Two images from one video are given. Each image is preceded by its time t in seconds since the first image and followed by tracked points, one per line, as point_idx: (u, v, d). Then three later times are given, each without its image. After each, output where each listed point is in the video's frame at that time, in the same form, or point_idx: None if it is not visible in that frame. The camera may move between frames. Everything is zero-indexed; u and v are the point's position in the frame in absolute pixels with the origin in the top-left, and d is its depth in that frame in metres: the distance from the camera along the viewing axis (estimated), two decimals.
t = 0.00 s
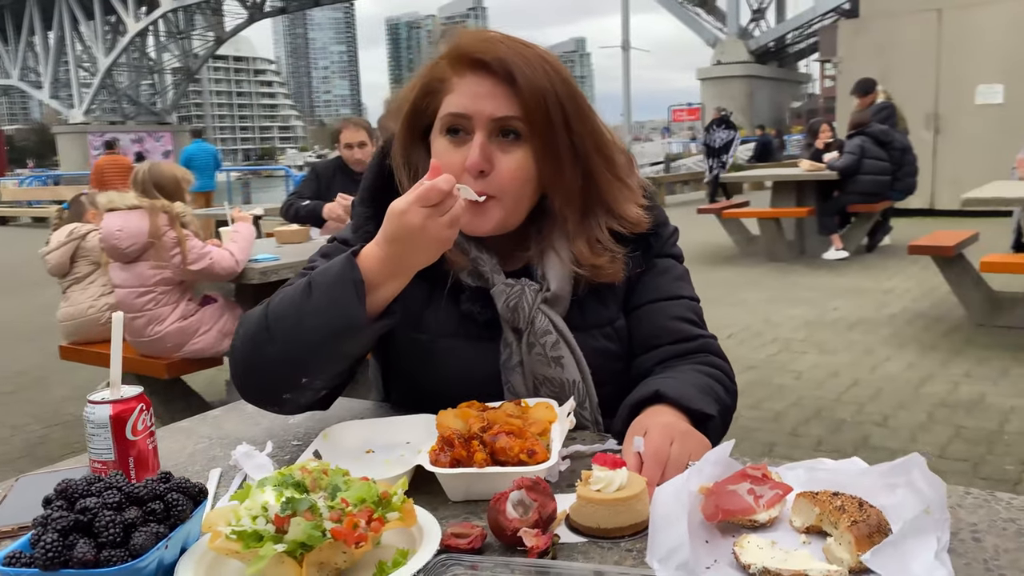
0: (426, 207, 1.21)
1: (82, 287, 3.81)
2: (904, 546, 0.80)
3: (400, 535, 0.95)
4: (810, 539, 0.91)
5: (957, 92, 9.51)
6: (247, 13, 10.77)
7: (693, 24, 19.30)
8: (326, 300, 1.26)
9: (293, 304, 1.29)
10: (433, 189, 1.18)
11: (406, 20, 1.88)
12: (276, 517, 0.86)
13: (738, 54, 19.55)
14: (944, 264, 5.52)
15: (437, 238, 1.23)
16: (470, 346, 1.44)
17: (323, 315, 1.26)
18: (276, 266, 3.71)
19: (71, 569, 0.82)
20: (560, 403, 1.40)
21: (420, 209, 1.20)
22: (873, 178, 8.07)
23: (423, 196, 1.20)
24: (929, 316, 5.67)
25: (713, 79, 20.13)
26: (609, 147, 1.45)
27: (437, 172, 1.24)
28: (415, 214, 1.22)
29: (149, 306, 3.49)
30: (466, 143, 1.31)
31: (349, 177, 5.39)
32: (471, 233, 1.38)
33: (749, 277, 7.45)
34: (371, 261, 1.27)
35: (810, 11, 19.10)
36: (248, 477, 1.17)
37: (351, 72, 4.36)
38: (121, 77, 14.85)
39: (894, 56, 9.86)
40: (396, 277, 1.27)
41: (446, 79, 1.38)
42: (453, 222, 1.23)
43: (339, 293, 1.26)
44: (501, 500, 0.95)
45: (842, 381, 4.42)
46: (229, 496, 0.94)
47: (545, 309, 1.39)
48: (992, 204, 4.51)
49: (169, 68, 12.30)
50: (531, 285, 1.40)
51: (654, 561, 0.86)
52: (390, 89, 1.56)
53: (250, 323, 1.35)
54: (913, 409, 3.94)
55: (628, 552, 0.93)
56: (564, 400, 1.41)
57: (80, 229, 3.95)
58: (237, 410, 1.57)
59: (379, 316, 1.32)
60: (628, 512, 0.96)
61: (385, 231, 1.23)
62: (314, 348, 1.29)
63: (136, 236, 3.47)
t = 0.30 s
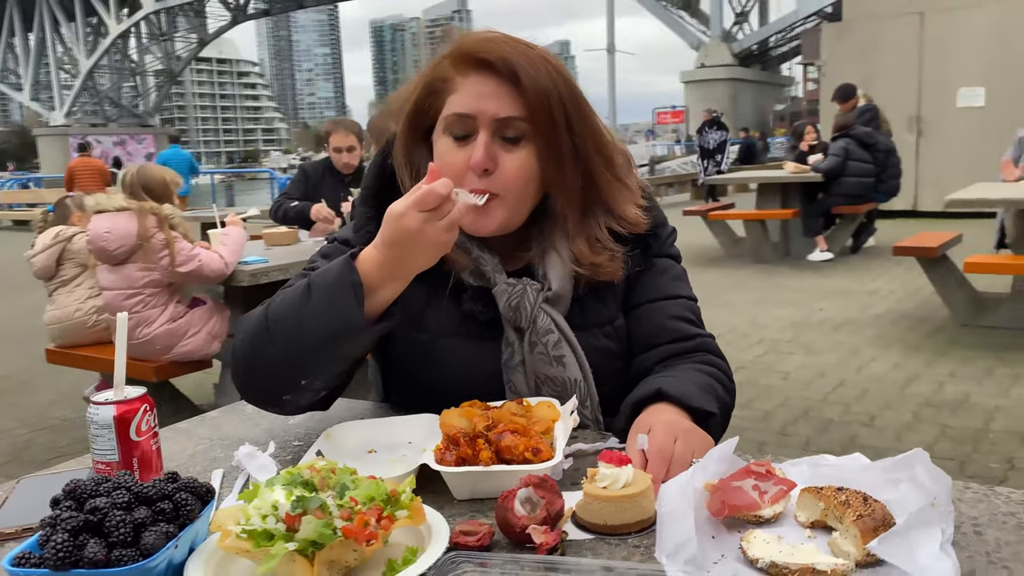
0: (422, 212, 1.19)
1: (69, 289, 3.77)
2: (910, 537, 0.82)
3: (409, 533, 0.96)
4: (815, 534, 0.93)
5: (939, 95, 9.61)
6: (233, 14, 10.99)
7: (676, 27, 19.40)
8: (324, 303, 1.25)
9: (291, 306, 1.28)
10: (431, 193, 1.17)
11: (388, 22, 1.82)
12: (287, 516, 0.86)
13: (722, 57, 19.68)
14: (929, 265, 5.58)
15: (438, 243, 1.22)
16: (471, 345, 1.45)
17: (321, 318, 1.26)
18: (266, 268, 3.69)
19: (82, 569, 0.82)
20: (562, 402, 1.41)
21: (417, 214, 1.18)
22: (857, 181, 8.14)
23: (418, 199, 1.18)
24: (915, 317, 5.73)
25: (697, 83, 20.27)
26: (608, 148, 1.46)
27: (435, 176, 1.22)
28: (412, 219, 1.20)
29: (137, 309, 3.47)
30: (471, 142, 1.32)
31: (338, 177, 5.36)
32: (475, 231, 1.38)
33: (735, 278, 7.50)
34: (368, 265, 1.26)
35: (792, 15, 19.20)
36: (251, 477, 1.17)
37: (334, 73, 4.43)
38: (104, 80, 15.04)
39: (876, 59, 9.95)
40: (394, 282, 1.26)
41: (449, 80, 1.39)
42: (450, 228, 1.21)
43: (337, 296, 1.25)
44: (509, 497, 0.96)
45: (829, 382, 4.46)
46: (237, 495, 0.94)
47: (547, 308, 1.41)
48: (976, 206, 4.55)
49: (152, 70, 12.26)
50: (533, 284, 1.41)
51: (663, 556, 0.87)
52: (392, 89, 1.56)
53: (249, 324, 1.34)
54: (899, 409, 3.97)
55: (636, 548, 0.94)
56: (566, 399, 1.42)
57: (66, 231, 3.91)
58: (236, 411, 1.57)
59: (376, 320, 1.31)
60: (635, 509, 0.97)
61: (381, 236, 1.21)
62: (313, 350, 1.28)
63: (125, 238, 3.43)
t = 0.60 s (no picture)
0: (385, 244, 1.18)
1: (59, 290, 3.75)
2: (917, 529, 0.83)
3: (418, 530, 0.96)
4: (823, 528, 0.93)
5: (927, 96, 9.67)
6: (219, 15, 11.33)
7: (665, 29, 19.44)
8: (307, 324, 1.25)
9: (278, 322, 1.28)
10: (389, 227, 1.16)
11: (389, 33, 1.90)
12: (298, 513, 0.86)
13: (710, 59, 19.71)
14: (918, 266, 5.62)
15: (407, 281, 1.22)
16: (475, 342, 1.46)
17: (303, 340, 1.25)
18: (259, 270, 3.68)
19: (93, 566, 0.81)
20: (565, 398, 1.43)
21: (379, 246, 1.17)
22: (846, 181, 8.19)
23: (379, 230, 1.16)
24: (904, 317, 5.77)
25: (685, 85, 20.32)
26: (612, 146, 1.47)
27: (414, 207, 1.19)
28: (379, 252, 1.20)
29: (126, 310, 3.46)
30: (480, 138, 1.34)
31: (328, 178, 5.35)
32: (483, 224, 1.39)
33: (725, 279, 7.52)
34: (351, 290, 1.26)
35: (779, 18, 19.25)
36: (256, 475, 1.17)
37: (322, 77, 4.52)
38: (89, 81, 15.13)
39: (865, 61, 9.99)
40: (373, 309, 1.26)
41: (457, 75, 1.40)
42: (416, 265, 1.18)
43: (317, 323, 1.24)
44: (519, 494, 0.97)
45: (820, 382, 4.48)
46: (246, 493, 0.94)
47: (550, 305, 1.42)
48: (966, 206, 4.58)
49: (139, 72, 12.21)
50: (537, 282, 1.43)
51: (673, 550, 0.88)
52: (395, 87, 1.57)
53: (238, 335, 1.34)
54: (890, 408, 4.00)
55: (645, 542, 0.94)
56: (569, 395, 1.44)
57: (56, 232, 3.89)
58: (236, 411, 1.56)
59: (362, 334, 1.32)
60: (643, 504, 0.97)
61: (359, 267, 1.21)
62: (295, 368, 1.27)
63: (111, 238, 3.42)
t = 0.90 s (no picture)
0: (382, 249, 1.16)
1: (54, 293, 3.73)
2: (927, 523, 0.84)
3: (428, 527, 0.96)
4: (832, 524, 0.94)
5: (919, 98, 9.71)
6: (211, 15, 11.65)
7: (658, 31, 19.45)
8: (309, 327, 1.24)
9: (283, 326, 1.27)
10: (386, 230, 1.14)
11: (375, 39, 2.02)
12: (310, 510, 0.86)
13: (702, 61, 19.71)
14: (912, 267, 5.65)
15: (405, 286, 1.19)
16: (479, 340, 1.47)
17: (306, 345, 1.24)
18: (255, 271, 3.67)
19: (106, 565, 0.81)
20: (571, 397, 1.44)
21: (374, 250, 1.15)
22: (838, 180, 8.21)
23: (375, 233, 1.15)
24: (898, 317, 5.79)
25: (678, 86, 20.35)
26: (618, 145, 1.48)
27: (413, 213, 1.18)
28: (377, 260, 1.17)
29: (121, 311, 3.45)
30: (489, 137, 1.35)
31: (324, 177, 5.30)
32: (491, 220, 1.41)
33: (720, 281, 7.54)
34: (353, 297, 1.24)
35: (771, 20, 19.27)
36: (263, 475, 1.17)
37: (314, 79, 4.75)
38: (80, 83, 15.12)
39: (858, 63, 10.01)
40: (375, 316, 1.24)
41: (465, 75, 1.41)
42: (411, 271, 1.16)
43: (319, 328, 1.23)
44: (529, 491, 0.97)
45: (816, 382, 4.49)
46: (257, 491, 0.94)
47: (556, 304, 1.43)
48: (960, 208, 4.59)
49: (131, 73, 12.18)
50: (542, 281, 1.44)
51: (685, 547, 0.89)
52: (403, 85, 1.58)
53: (245, 335, 1.33)
54: (886, 408, 4.01)
55: (655, 540, 0.94)
56: (575, 394, 1.45)
57: (51, 234, 3.88)
58: (240, 411, 1.56)
59: (365, 339, 1.29)
60: (652, 501, 0.98)
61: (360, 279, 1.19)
62: (299, 371, 1.26)
63: (106, 240, 3.41)
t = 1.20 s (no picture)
0: (391, 254, 1.16)
1: (54, 295, 3.72)
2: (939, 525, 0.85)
3: (440, 530, 0.97)
4: (842, 526, 0.94)
5: (917, 100, 9.73)
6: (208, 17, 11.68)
7: (654, 33, 19.48)
8: (320, 331, 1.24)
9: (294, 329, 1.27)
10: (395, 235, 1.14)
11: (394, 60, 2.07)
12: (324, 513, 0.87)
13: (699, 63, 19.74)
14: (910, 269, 5.66)
15: (414, 292, 1.20)
16: (486, 342, 1.48)
17: (316, 347, 1.25)
18: (256, 274, 3.66)
19: (122, 568, 0.81)
20: (579, 398, 1.44)
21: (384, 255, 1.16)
22: (835, 178, 8.20)
23: (386, 238, 1.15)
24: (896, 319, 5.81)
25: (675, 88, 20.38)
26: (626, 149, 1.49)
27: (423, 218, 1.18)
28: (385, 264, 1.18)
29: (121, 314, 3.45)
30: (501, 141, 1.36)
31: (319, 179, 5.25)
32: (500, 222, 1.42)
33: (718, 283, 7.55)
34: (362, 300, 1.24)
35: (768, 22, 19.29)
36: (274, 477, 1.18)
37: (311, 80, 4.83)
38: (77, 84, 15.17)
39: (855, 65, 10.04)
40: (384, 321, 1.24)
41: (478, 78, 1.41)
42: (419, 277, 1.17)
43: (329, 331, 1.24)
44: (541, 493, 0.98)
45: (815, 383, 4.50)
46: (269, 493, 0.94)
47: (564, 305, 1.44)
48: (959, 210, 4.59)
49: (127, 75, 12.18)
50: (550, 283, 1.45)
51: (697, 549, 0.89)
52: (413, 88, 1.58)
53: (256, 337, 1.34)
54: (885, 409, 4.03)
55: (666, 542, 0.95)
56: (583, 395, 1.46)
57: (52, 236, 3.88)
58: (246, 414, 1.56)
59: (375, 342, 1.29)
60: (664, 503, 0.99)
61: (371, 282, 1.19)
62: (308, 373, 1.27)
63: (107, 243, 3.41)
